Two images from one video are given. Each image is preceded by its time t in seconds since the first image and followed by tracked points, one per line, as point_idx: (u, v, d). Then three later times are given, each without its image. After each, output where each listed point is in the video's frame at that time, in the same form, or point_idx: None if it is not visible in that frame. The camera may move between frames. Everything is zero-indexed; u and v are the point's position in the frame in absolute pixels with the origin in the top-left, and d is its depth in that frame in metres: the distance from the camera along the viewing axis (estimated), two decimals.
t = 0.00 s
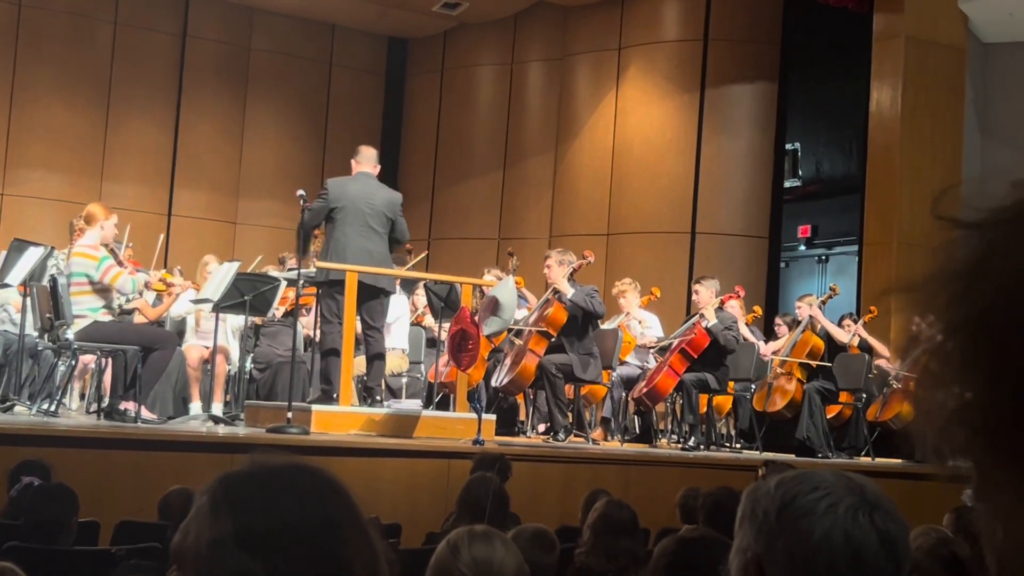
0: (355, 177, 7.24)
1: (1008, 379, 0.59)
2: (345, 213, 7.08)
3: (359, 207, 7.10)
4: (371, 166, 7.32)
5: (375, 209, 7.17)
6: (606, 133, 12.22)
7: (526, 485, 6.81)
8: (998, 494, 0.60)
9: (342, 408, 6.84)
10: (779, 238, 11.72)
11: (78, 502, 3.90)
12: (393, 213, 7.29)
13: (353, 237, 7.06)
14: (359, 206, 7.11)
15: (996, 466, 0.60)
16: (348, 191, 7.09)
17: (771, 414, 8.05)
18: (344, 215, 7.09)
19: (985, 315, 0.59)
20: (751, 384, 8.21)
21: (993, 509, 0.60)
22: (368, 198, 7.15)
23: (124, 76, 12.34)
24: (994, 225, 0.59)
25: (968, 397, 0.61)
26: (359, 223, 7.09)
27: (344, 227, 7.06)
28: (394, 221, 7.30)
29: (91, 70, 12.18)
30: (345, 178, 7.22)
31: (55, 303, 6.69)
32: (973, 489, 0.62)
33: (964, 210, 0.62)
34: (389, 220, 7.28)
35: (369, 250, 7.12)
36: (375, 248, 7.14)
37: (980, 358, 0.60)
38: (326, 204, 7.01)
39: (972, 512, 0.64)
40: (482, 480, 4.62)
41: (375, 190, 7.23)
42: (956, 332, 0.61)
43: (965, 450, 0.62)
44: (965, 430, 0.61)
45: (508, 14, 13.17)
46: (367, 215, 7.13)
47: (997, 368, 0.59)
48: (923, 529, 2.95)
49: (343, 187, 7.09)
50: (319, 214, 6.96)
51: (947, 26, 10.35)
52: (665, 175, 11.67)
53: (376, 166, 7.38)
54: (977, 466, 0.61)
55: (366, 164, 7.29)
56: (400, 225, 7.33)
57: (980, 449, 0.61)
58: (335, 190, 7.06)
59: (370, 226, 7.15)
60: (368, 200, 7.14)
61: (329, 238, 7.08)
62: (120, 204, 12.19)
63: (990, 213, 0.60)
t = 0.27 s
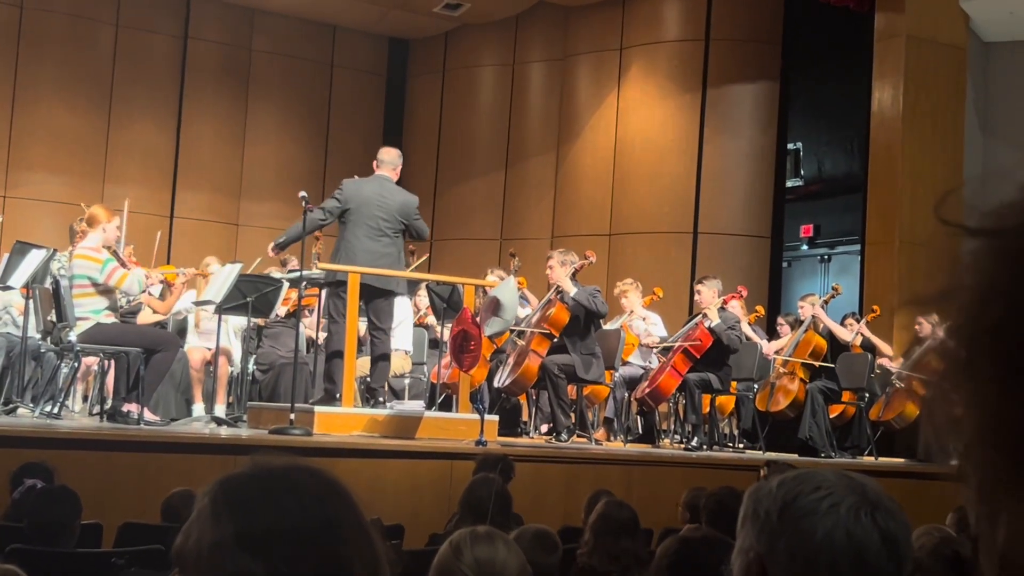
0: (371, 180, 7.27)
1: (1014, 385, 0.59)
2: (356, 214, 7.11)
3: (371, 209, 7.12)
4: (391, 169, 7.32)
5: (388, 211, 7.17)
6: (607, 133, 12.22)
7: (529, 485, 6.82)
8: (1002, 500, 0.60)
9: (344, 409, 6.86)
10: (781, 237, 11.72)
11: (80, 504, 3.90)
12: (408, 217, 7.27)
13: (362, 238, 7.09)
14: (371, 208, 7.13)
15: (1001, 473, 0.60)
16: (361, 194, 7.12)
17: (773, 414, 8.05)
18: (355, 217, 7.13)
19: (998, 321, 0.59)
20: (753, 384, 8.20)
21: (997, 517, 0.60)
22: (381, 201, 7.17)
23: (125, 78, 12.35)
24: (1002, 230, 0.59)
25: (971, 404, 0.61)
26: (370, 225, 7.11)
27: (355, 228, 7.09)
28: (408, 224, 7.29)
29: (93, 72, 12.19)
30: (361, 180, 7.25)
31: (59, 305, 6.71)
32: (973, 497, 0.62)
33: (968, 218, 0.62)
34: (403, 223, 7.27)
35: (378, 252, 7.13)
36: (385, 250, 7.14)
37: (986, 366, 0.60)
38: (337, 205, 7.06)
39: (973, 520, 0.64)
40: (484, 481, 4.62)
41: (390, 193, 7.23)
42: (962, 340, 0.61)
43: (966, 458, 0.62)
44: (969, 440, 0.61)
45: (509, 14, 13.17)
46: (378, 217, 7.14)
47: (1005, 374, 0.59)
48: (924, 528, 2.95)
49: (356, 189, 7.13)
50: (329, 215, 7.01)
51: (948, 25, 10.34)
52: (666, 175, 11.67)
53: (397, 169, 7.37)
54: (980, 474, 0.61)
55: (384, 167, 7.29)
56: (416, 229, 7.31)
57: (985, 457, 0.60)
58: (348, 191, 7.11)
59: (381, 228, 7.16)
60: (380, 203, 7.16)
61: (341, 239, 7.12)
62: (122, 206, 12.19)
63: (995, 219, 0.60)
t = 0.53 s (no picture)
0: (384, 182, 7.26)
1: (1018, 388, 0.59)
2: (367, 217, 7.13)
3: (382, 212, 7.12)
4: (403, 169, 7.28)
5: (400, 214, 7.16)
6: (611, 133, 12.22)
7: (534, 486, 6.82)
8: (1002, 502, 0.61)
9: (348, 410, 6.88)
10: (785, 237, 11.71)
11: (86, 507, 3.90)
12: (421, 218, 7.25)
13: (374, 241, 7.10)
14: (383, 210, 7.13)
15: (1004, 475, 0.61)
16: (372, 196, 7.12)
17: (778, 414, 8.03)
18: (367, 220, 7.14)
19: (1006, 325, 0.58)
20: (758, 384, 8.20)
21: (998, 516, 0.61)
22: (393, 203, 7.15)
23: (129, 81, 12.37)
24: (1004, 233, 0.58)
25: (971, 410, 0.61)
26: (381, 228, 7.11)
27: (366, 232, 7.11)
28: (422, 225, 7.27)
29: (97, 75, 12.20)
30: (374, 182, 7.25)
31: (64, 307, 6.73)
32: (976, 497, 0.63)
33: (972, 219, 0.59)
34: (416, 225, 7.25)
35: (390, 255, 7.13)
36: (396, 253, 7.14)
37: (991, 368, 0.60)
38: (348, 208, 7.08)
39: (976, 518, 0.64)
40: (489, 482, 4.62)
41: (402, 194, 7.21)
42: (964, 343, 0.60)
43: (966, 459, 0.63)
44: (972, 442, 0.61)
45: (512, 16, 13.17)
46: (390, 220, 7.14)
47: (1010, 376, 0.59)
48: (930, 529, 2.94)
49: (367, 191, 7.13)
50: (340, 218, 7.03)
51: (952, 23, 10.32)
52: (670, 175, 11.66)
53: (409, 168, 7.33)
54: (982, 474, 0.61)
55: (396, 168, 7.26)
56: (429, 231, 7.28)
57: (987, 460, 0.61)
58: (359, 194, 7.12)
59: (393, 231, 7.15)
60: (392, 205, 7.14)
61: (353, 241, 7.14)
62: (126, 209, 12.21)
63: (999, 218, 0.58)
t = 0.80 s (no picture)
0: (393, 185, 7.28)
1: None
2: (380, 220, 7.13)
3: (394, 214, 7.13)
4: (412, 173, 7.32)
5: (411, 216, 7.18)
6: (617, 134, 12.20)
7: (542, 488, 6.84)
8: (1012, 502, 0.59)
9: (355, 411, 6.91)
10: (792, 236, 11.69)
11: (94, 509, 3.91)
12: (430, 221, 7.28)
13: (386, 244, 7.09)
14: (395, 213, 7.14)
15: (1015, 475, 0.59)
16: (384, 198, 7.14)
17: (786, 413, 8.02)
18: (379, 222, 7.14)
19: (1016, 324, 0.58)
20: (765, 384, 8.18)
21: (1008, 517, 0.59)
22: (404, 206, 7.17)
23: (136, 84, 12.40)
24: (1016, 229, 0.58)
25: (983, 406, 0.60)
26: (393, 231, 7.12)
27: (379, 234, 7.11)
28: (431, 229, 7.29)
29: (104, 79, 12.23)
30: (384, 186, 7.27)
31: (70, 310, 6.76)
32: (986, 496, 0.61)
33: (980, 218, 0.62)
34: (425, 228, 7.27)
35: (402, 258, 7.13)
36: (408, 255, 7.15)
37: (1003, 366, 0.59)
38: (362, 211, 7.07)
39: (985, 522, 0.63)
40: (496, 483, 4.62)
41: (413, 197, 7.24)
42: (977, 338, 0.60)
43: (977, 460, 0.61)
44: (983, 440, 0.60)
45: (518, 16, 13.16)
46: (402, 222, 7.15)
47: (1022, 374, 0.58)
48: (938, 527, 2.93)
49: (379, 194, 7.15)
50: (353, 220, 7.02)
51: (958, 21, 10.30)
52: (677, 175, 11.64)
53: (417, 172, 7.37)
54: (992, 472, 0.60)
55: (405, 172, 7.30)
56: (437, 234, 7.31)
57: (1000, 458, 0.59)
58: (372, 197, 7.12)
59: (404, 233, 7.16)
60: (404, 208, 7.16)
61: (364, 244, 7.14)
62: (134, 211, 12.23)
63: (1009, 214, 0.59)
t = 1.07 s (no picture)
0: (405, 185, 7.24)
1: None
2: (393, 220, 7.10)
3: (407, 216, 7.12)
4: (422, 173, 7.31)
5: (423, 218, 7.17)
6: (625, 134, 12.19)
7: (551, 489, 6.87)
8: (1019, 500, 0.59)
9: (365, 414, 6.93)
10: (801, 236, 11.67)
11: (105, 512, 3.91)
12: (439, 223, 7.29)
13: (398, 245, 7.08)
14: (408, 214, 7.13)
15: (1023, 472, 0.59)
16: (397, 200, 7.10)
17: (796, 413, 8.00)
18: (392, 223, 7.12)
19: None
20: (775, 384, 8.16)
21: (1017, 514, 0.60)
22: (416, 207, 7.16)
23: (145, 87, 12.43)
24: None
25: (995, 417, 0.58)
26: (406, 232, 7.10)
27: (392, 235, 7.09)
28: (439, 231, 7.30)
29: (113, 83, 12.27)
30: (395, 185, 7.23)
31: (81, 315, 6.79)
32: (994, 494, 0.61)
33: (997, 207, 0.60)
34: (434, 230, 7.28)
35: (412, 259, 7.13)
36: (419, 257, 7.16)
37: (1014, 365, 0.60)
38: (376, 211, 7.03)
39: (995, 517, 0.63)
40: (505, 484, 4.62)
41: (424, 199, 7.23)
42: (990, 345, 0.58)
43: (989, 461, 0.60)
44: (994, 437, 0.60)
45: (525, 17, 13.15)
46: (414, 224, 7.14)
47: None
48: (950, 528, 2.92)
49: (393, 194, 7.11)
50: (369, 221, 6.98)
51: (966, 20, 10.28)
52: (685, 175, 11.63)
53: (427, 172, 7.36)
54: (999, 470, 0.60)
55: (416, 172, 7.28)
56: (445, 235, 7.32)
57: (1010, 456, 0.60)
58: (386, 197, 7.08)
59: (416, 235, 7.16)
60: (416, 210, 7.15)
61: (375, 245, 7.12)
62: (143, 214, 12.26)
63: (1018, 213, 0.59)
